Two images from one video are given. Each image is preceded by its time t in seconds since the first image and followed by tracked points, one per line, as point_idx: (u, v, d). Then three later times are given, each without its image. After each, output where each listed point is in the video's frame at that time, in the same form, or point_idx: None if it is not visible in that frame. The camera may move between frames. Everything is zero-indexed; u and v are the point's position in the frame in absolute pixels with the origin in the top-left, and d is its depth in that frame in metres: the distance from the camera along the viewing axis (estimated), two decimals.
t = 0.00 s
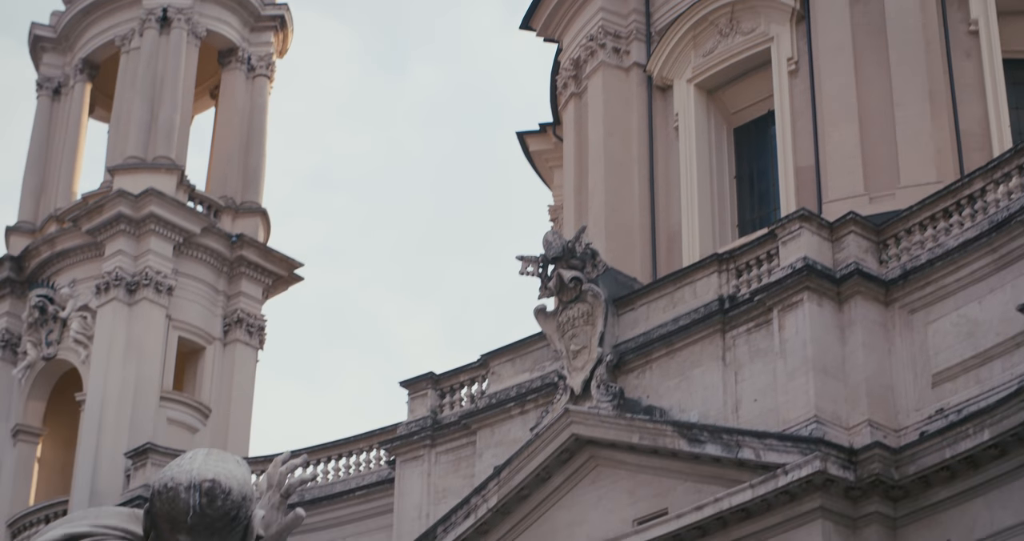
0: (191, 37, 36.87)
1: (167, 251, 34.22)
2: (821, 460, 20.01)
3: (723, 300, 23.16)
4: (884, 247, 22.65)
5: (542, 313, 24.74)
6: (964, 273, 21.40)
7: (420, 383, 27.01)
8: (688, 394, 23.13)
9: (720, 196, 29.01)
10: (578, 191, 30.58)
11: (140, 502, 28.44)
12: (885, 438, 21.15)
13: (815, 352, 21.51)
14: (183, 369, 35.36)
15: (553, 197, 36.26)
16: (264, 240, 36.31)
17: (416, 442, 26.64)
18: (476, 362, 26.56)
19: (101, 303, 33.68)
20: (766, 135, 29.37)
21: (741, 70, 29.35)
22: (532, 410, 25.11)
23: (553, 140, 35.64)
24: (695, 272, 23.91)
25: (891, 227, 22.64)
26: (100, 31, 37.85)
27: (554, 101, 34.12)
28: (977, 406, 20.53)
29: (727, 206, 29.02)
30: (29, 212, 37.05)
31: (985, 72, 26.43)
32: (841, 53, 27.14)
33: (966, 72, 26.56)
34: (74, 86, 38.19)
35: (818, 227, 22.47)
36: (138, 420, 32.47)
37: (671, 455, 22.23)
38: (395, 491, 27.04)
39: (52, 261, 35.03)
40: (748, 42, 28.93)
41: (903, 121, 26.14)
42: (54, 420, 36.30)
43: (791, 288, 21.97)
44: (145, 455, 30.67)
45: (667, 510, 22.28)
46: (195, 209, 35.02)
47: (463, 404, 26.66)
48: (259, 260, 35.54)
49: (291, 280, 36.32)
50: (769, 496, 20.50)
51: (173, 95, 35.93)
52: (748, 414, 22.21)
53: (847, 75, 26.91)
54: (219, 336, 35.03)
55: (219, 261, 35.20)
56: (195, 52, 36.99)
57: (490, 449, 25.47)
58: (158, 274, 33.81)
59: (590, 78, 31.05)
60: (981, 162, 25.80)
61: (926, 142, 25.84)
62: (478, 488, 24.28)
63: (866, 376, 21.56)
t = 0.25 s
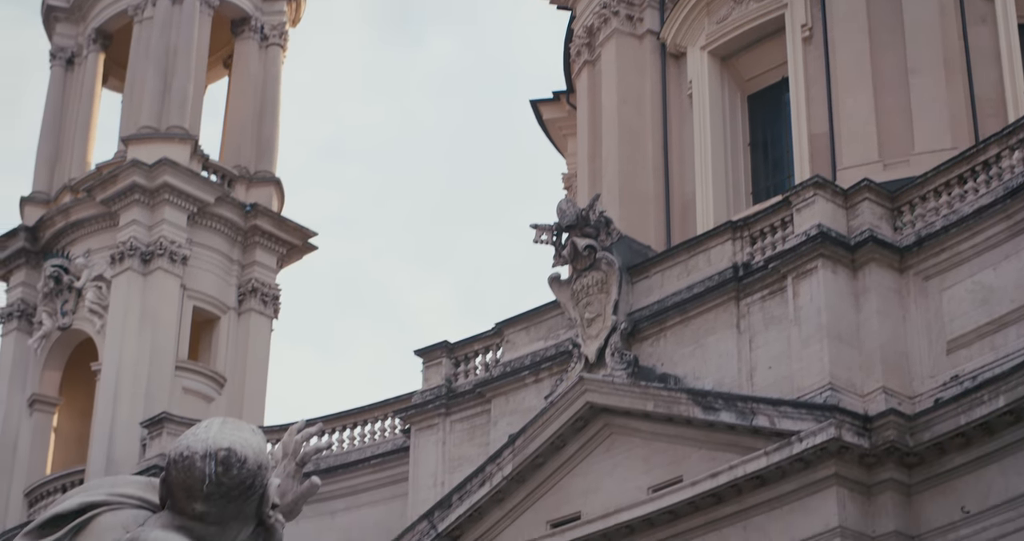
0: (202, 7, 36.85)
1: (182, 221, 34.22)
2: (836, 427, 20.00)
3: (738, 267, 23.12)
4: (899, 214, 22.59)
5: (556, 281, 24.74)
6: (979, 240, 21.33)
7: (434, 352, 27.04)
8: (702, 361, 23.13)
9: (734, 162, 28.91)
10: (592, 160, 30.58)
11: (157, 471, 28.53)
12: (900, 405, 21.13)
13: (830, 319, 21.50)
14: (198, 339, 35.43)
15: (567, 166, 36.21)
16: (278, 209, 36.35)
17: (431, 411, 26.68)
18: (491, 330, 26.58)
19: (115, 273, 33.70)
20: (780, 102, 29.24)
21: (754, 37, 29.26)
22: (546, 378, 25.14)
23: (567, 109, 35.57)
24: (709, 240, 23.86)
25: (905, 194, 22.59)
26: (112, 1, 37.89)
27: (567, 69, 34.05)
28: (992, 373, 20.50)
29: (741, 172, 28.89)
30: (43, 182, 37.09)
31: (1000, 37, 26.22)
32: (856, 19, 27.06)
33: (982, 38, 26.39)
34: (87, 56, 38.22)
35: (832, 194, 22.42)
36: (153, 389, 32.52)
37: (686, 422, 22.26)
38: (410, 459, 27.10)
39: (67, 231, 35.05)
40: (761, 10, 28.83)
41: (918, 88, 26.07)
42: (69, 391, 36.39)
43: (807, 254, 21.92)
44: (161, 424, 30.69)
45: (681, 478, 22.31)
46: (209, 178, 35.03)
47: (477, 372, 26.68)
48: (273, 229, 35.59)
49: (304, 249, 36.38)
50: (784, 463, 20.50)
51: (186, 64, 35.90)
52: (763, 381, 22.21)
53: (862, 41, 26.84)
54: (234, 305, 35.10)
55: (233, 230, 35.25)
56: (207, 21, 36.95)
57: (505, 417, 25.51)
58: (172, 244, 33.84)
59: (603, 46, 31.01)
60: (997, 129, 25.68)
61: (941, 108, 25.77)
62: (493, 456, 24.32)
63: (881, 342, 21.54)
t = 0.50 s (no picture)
0: None
1: (196, 191, 34.26)
2: (851, 395, 20.01)
3: (752, 235, 23.10)
4: (914, 181, 22.54)
5: (571, 250, 24.74)
6: (994, 207, 21.28)
7: (449, 321, 27.06)
8: (717, 329, 23.12)
9: (749, 129, 28.82)
10: (606, 129, 30.56)
11: (173, 441, 28.62)
12: (915, 372, 21.11)
13: (844, 287, 21.48)
14: (213, 308, 35.51)
15: (581, 135, 36.19)
16: (292, 179, 36.37)
17: (446, 379, 26.72)
18: (505, 299, 26.59)
19: (130, 244, 33.78)
20: (794, 69, 29.13)
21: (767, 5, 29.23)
22: (561, 346, 25.16)
23: (580, 77, 35.51)
24: (723, 208, 23.82)
25: (920, 160, 22.53)
26: None
27: (581, 37, 33.99)
28: (1007, 340, 20.48)
29: (756, 139, 28.82)
30: (58, 153, 37.08)
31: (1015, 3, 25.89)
32: None
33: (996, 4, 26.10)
34: (100, 25, 38.30)
35: (847, 161, 22.36)
36: (169, 359, 32.60)
37: (701, 391, 22.28)
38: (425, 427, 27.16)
39: (82, 202, 35.08)
40: None
41: (933, 56, 26.00)
42: (85, 358, 36.48)
43: (822, 222, 21.88)
44: (177, 394, 30.72)
45: (696, 446, 22.35)
46: (223, 148, 35.05)
47: (492, 340, 26.72)
48: (288, 199, 35.64)
49: (319, 219, 36.44)
50: (799, 431, 20.50)
51: (199, 35, 36.01)
52: (778, 349, 22.21)
53: (876, 8, 26.74)
54: (249, 275, 35.17)
55: (248, 200, 35.30)
56: None
57: (520, 385, 25.56)
58: (187, 214, 33.89)
59: (617, 14, 31.01)
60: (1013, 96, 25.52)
61: (955, 76, 25.71)
62: (508, 425, 24.36)
63: (896, 310, 21.53)
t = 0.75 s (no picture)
0: None
1: (208, 155, 34.27)
2: (864, 357, 20.00)
3: (765, 198, 23.06)
4: (927, 142, 22.48)
5: (583, 213, 24.72)
6: (1008, 168, 21.21)
7: (462, 284, 27.07)
8: (730, 292, 23.10)
9: (762, 90, 28.73)
10: (619, 92, 30.52)
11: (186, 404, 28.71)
12: (928, 334, 21.10)
13: (858, 249, 21.46)
14: (227, 273, 35.55)
15: (594, 98, 36.10)
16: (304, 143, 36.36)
17: (459, 342, 26.75)
18: (518, 263, 26.57)
19: (143, 208, 33.82)
20: (808, 31, 28.99)
21: None
22: (574, 309, 25.17)
23: (593, 40, 35.41)
24: (736, 170, 23.76)
25: (933, 122, 22.48)
26: None
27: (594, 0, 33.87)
28: (1020, 302, 20.44)
29: (768, 100, 28.74)
30: (70, 117, 37.07)
31: None
32: None
33: None
34: None
35: (860, 123, 22.27)
36: (182, 323, 32.69)
37: (713, 353, 22.29)
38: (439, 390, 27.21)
39: (94, 166, 35.09)
40: None
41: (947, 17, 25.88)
42: (99, 321, 36.55)
43: (835, 184, 21.84)
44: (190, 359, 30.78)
45: (709, 409, 22.38)
46: (235, 113, 35.04)
47: (505, 303, 26.73)
48: (300, 163, 35.65)
49: (331, 183, 36.44)
50: (812, 394, 20.50)
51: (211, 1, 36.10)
52: (791, 311, 22.20)
53: None
54: (262, 240, 35.21)
55: (260, 164, 35.31)
56: None
57: (533, 349, 25.59)
58: (199, 178, 33.91)
59: None
60: None
61: (969, 36, 25.59)
62: (522, 388, 24.41)
63: (909, 272, 21.50)
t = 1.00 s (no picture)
0: None
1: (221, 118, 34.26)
2: (878, 318, 19.98)
3: (778, 159, 23.00)
4: (941, 103, 22.41)
5: (596, 175, 24.68)
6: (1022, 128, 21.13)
7: (475, 247, 27.07)
8: (743, 254, 23.08)
9: (774, 52, 28.64)
10: (631, 55, 30.46)
11: (201, 367, 28.78)
12: (942, 295, 21.07)
13: (871, 210, 21.44)
14: (240, 236, 35.58)
15: (606, 60, 36.01)
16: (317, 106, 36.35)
17: (472, 305, 26.77)
18: (531, 225, 26.55)
19: (156, 172, 33.88)
20: None
21: None
22: (587, 272, 25.17)
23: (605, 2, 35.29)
24: (749, 132, 23.68)
25: (947, 83, 22.41)
26: None
27: None
28: None
29: (781, 62, 28.64)
30: (82, 82, 37.05)
31: None
32: None
33: None
34: None
35: (874, 84, 22.17)
36: (196, 286, 32.74)
37: (727, 315, 22.29)
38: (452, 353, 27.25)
39: (107, 130, 35.09)
40: None
41: None
42: (113, 284, 36.63)
43: (848, 145, 21.78)
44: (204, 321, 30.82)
45: (723, 370, 22.40)
46: (247, 76, 35.02)
47: (518, 266, 26.72)
48: (312, 126, 35.64)
49: (344, 146, 36.44)
50: (826, 355, 20.49)
51: None
52: (805, 272, 22.18)
53: None
54: (275, 203, 35.23)
55: (273, 128, 35.31)
56: None
57: (547, 311, 25.61)
58: (212, 141, 33.91)
59: None
60: None
61: None
62: (535, 350, 24.44)
63: (923, 233, 21.47)
